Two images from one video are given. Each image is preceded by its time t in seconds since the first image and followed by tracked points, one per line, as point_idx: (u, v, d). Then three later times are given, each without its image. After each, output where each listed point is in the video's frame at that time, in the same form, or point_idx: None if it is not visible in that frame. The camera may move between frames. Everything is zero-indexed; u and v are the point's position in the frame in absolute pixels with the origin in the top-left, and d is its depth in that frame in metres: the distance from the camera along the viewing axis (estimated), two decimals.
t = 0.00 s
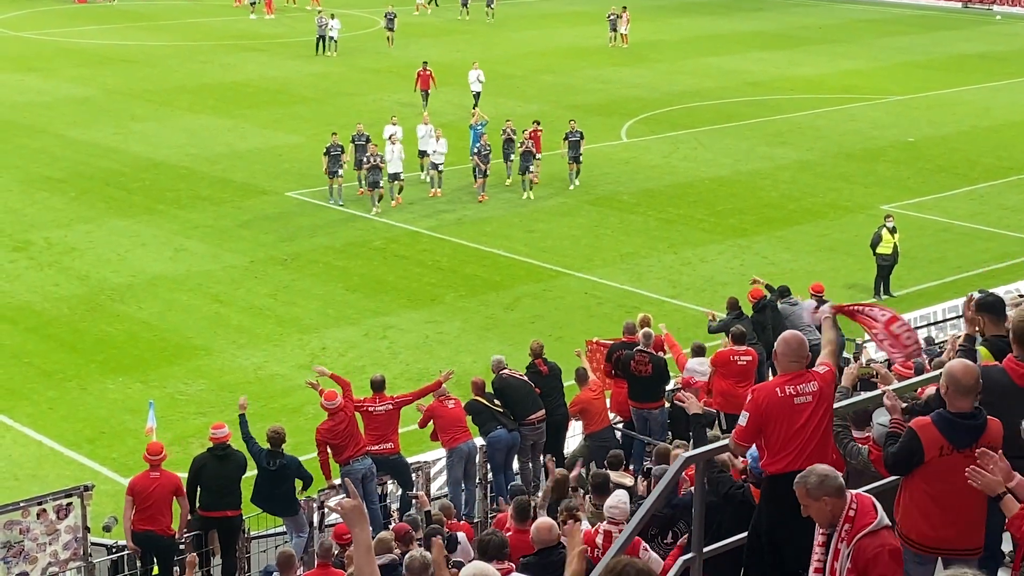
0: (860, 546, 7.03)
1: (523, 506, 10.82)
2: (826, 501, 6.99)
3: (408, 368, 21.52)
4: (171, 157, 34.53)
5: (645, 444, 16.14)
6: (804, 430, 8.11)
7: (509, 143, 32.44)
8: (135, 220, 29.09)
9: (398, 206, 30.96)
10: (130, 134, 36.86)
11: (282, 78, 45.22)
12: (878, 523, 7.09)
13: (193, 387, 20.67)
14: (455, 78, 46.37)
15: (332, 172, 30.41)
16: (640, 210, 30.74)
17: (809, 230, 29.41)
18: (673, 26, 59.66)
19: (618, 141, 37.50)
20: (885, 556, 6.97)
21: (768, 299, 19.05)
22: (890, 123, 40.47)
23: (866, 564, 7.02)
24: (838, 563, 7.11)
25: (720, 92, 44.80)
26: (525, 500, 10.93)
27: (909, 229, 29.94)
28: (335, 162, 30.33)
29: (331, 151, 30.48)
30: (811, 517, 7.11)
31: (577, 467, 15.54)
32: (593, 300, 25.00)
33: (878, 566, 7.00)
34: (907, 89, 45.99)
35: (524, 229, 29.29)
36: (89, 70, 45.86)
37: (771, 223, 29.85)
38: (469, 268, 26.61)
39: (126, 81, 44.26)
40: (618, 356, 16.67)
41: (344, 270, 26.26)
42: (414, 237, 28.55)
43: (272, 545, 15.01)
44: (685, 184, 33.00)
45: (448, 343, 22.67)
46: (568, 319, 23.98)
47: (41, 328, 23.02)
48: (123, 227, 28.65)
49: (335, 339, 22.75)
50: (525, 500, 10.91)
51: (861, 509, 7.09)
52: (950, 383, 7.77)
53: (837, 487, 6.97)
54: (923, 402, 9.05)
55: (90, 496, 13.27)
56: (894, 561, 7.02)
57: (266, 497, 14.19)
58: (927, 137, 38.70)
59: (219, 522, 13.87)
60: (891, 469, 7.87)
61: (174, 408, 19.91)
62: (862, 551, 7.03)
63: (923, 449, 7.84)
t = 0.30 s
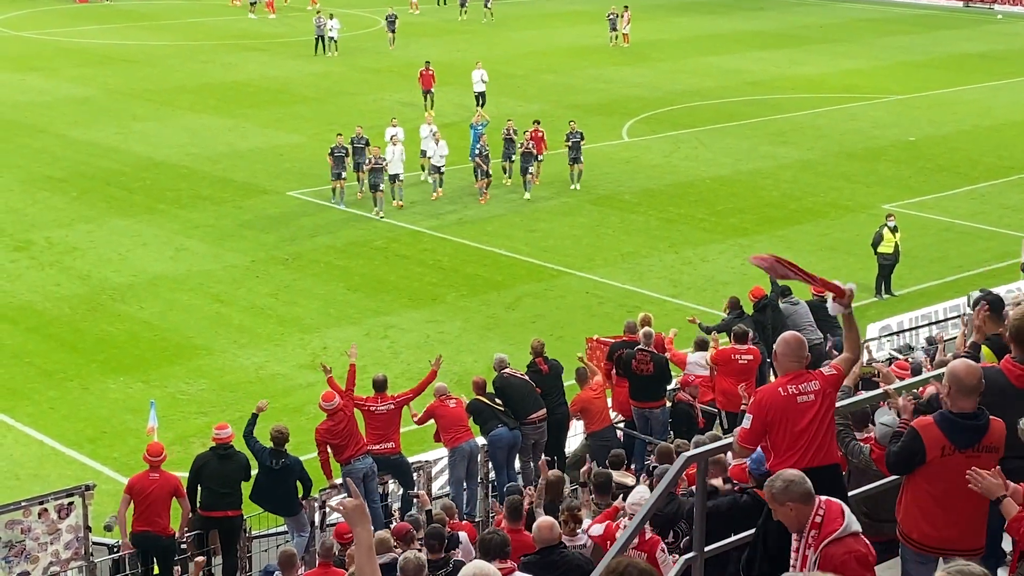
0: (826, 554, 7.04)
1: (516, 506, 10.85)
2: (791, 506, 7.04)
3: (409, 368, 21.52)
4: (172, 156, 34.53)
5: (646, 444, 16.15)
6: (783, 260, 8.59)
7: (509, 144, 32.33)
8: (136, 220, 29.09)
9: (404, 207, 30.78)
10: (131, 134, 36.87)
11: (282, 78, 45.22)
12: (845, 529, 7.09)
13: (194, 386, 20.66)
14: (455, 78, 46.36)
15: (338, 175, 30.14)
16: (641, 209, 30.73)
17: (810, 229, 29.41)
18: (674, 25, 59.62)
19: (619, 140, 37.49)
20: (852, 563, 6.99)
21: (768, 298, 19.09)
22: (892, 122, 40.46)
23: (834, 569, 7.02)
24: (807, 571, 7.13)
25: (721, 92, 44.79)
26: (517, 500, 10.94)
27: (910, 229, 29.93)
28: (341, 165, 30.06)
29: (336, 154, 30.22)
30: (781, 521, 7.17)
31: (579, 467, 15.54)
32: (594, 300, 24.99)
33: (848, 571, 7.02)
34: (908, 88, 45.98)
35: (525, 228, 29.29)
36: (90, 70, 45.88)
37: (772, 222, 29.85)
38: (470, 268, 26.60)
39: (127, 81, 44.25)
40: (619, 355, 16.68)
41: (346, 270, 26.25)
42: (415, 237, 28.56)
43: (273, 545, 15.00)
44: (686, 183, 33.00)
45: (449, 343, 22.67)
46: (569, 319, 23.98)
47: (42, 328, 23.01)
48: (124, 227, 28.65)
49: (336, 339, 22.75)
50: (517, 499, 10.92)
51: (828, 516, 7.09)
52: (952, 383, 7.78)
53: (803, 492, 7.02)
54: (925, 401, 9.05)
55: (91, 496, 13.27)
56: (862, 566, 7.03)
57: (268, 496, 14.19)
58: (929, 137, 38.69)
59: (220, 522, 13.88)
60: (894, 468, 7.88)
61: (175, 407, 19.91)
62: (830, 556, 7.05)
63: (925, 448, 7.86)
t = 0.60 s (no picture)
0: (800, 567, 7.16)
1: (512, 506, 10.86)
2: (768, 518, 7.18)
3: (410, 368, 21.53)
4: (173, 157, 34.53)
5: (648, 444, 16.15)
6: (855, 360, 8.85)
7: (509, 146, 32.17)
8: (137, 221, 29.09)
9: (403, 210, 30.70)
10: (132, 134, 36.87)
11: (283, 78, 45.21)
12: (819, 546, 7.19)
13: (195, 387, 20.67)
14: (456, 79, 46.34)
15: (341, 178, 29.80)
16: (642, 210, 30.72)
17: (811, 230, 29.39)
18: (676, 25, 59.59)
19: (620, 141, 37.47)
20: None
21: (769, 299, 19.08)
22: (893, 122, 40.46)
23: None
24: None
25: (721, 92, 44.78)
26: (515, 501, 10.93)
27: (911, 229, 29.92)
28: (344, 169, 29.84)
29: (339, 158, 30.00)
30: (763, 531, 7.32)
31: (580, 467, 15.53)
32: (595, 300, 24.99)
33: None
34: (909, 89, 45.97)
35: (526, 229, 29.28)
36: (91, 70, 45.89)
37: (773, 222, 29.84)
38: (471, 268, 26.60)
39: (128, 81, 44.24)
40: (620, 355, 16.67)
41: (347, 270, 26.25)
42: (416, 237, 28.56)
43: (273, 545, 15.01)
44: (687, 183, 32.99)
45: (449, 343, 22.67)
46: (571, 319, 23.98)
47: (43, 328, 23.01)
48: (125, 227, 28.65)
49: (337, 339, 22.74)
50: (514, 500, 10.93)
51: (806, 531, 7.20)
52: (956, 385, 7.78)
53: (780, 505, 7.14)
54: (927, 401, 9.04)
55: (93, 497, 13.29)
56: None
57: (269, 497, 14.18)
58: (930, 137, 38.66)
59: (222, 523, 13.88)
60: (898, 468, 7.89)
61: (176, 407, 19.92)
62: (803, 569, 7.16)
63: (928, 449, 7.85)
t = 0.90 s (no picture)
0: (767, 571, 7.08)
1: (514, 508, 10.84)
2: (755, 517, 7.22)
3: (411, 370, 21.52)
4: (174, 159, 34.54)
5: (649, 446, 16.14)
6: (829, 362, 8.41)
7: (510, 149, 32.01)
8: (138, 223, 29.10)
9: (402, 213, 30.62)
10: (133, 136, 36.88)
11: (285, 80, 45.23)
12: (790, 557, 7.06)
13: (196, 389, 20.66)
14: (458, 80, 46.36)
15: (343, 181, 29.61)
16: (643, 211, 30.70)
17: (812, 232, 29.38)
18: (678, 27, 59.62)
19: (621, 142, 37.46)
20: None
21: (770, 301, 19.06)
22: (894, 124, 40.44)
23: None
24: None
25: (723, 94, 44.77)
26: (515, 502, 10.92)
27: (913, 231, 29.90)
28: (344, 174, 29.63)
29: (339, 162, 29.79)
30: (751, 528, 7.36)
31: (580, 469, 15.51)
32: (596, 302, 24.97)
33: None
34: (910, 90, 45.95)
35: (528, 231, 29.28)
36: (93, 72, 45.91)
37: (775, 224, 29.82)
38: (472, 270, 26.59)
39: (129, 83, 44.27)
40: (620, 357, 16.64)
41: (348, 273, 26.23)
42: (417, 239, 28.57)
43: (275, 547, 15.02)
44: (688, 185, 32.97)
45: (450, 345, 22.65)
46: (572, 321, 23.97)
47: (44, 330, 23.01)
48: (126, 229, 28.65)
49: (338, 341, 22.74)
50: (515, 501, 10.91)
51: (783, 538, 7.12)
52: (956, 386, 7.83)
53: (766, 505, 7.18)
54: (927, 403, 9.04)
55: (94, 498, 13.31)
56: None
57: (270, 498, 14.17)
58: (931, 139, 38.64)
59: (224, 524, 13.89)
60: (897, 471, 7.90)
61: (177, 409, 19.91)
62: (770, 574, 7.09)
63: (928, 451, 7.87)
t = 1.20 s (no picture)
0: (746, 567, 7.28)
1: (518, 512, 10.84)
2: (740, 517, 7.28)
3: (412, 374, 21.52)
4: (176, 163, 34.55)
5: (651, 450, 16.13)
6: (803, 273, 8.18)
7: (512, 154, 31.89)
8: (140, 227, 29.11)
9: (404, 220, 30.33)
10: (135, 140, 36.91)
11: (287, 84, 45.26)
12: (769, 558, 7.21)
13: (198, 393, 20.67)
14: (459, 85, 46.38)
15: (344, 189, 29.67)
16: (644, 216, 30.71)
17: (814, 236, 29.38)
18: (679, 31, 59.64)
19: (623, 147, 37.47)
20: None
21: (773, 305, 19.06)
22: (896, 128, 40.45)
23: None
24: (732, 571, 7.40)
25: (724, 98, 44.79)
26: (518, 506, 10.93)
27: (914, 235, 29.90)
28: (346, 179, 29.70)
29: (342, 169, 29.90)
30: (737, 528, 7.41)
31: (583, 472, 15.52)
32: (598, 306, 24.98)
33: None
34: (912, 95, 45.96)
35: (530, 235, 29.29)
36: (94, 77, 45.92)
37: (776, 229, 29.81)
38: (474, 274, 26.60)
39: (131, 88, 44.29)
40: (621, 361, 16.63)
41: (350, 277, 26.24)
42: (419, 243, 28.56)
43: (276, 551, 15.02)
44: (689, 190, 32.97)
45: (452, 349, 22.66)
46: (574, 325, 23.98)
47: (46, 334, 23.02)
48: (128, 233, 28.66)
49: (340, 346, 22.74)
50: (518, 506, 10.91)
51: (766, 538, 7.25)
52: (957, 388, 8.02)
53: (754, 504, 7.23)
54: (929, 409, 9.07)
55: (96, 502, 13.32)
56: None
57: (273, 501, 14.17)
58: (933, 143, 38.63)
59: (225, 527, 13.86)
60: (899, 471, 7.97)
61: (179, 413, 19.91)
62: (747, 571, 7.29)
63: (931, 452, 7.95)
